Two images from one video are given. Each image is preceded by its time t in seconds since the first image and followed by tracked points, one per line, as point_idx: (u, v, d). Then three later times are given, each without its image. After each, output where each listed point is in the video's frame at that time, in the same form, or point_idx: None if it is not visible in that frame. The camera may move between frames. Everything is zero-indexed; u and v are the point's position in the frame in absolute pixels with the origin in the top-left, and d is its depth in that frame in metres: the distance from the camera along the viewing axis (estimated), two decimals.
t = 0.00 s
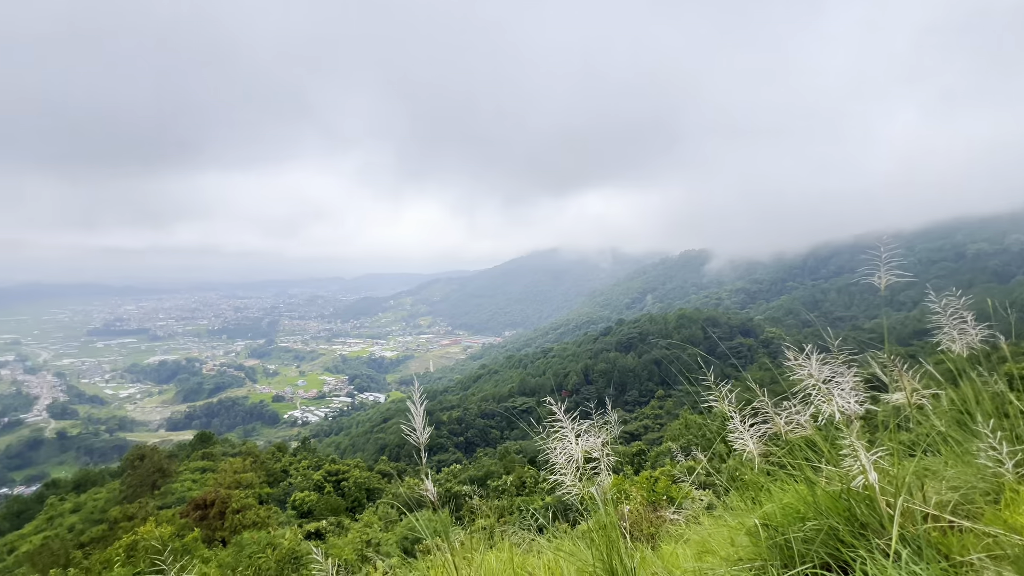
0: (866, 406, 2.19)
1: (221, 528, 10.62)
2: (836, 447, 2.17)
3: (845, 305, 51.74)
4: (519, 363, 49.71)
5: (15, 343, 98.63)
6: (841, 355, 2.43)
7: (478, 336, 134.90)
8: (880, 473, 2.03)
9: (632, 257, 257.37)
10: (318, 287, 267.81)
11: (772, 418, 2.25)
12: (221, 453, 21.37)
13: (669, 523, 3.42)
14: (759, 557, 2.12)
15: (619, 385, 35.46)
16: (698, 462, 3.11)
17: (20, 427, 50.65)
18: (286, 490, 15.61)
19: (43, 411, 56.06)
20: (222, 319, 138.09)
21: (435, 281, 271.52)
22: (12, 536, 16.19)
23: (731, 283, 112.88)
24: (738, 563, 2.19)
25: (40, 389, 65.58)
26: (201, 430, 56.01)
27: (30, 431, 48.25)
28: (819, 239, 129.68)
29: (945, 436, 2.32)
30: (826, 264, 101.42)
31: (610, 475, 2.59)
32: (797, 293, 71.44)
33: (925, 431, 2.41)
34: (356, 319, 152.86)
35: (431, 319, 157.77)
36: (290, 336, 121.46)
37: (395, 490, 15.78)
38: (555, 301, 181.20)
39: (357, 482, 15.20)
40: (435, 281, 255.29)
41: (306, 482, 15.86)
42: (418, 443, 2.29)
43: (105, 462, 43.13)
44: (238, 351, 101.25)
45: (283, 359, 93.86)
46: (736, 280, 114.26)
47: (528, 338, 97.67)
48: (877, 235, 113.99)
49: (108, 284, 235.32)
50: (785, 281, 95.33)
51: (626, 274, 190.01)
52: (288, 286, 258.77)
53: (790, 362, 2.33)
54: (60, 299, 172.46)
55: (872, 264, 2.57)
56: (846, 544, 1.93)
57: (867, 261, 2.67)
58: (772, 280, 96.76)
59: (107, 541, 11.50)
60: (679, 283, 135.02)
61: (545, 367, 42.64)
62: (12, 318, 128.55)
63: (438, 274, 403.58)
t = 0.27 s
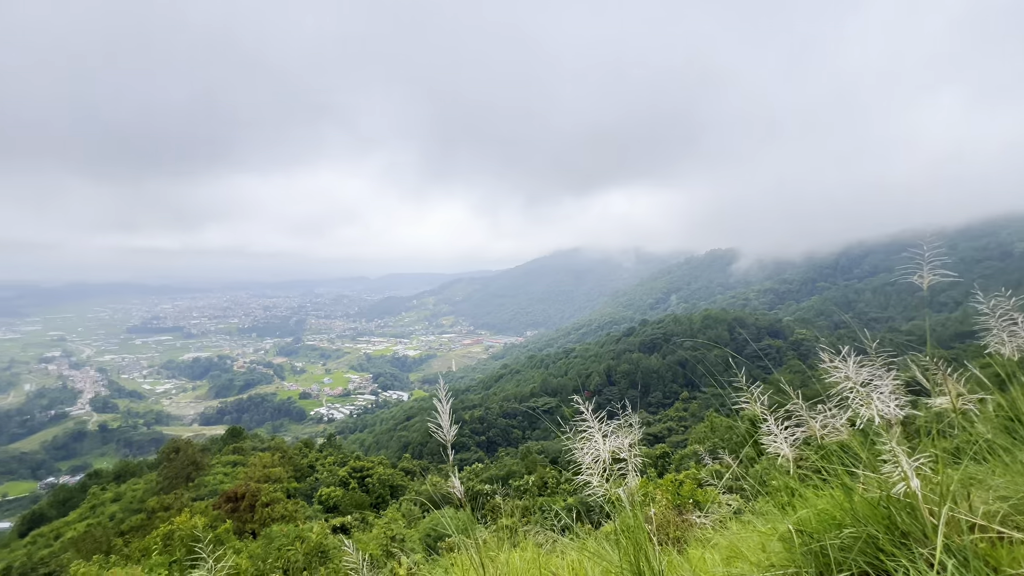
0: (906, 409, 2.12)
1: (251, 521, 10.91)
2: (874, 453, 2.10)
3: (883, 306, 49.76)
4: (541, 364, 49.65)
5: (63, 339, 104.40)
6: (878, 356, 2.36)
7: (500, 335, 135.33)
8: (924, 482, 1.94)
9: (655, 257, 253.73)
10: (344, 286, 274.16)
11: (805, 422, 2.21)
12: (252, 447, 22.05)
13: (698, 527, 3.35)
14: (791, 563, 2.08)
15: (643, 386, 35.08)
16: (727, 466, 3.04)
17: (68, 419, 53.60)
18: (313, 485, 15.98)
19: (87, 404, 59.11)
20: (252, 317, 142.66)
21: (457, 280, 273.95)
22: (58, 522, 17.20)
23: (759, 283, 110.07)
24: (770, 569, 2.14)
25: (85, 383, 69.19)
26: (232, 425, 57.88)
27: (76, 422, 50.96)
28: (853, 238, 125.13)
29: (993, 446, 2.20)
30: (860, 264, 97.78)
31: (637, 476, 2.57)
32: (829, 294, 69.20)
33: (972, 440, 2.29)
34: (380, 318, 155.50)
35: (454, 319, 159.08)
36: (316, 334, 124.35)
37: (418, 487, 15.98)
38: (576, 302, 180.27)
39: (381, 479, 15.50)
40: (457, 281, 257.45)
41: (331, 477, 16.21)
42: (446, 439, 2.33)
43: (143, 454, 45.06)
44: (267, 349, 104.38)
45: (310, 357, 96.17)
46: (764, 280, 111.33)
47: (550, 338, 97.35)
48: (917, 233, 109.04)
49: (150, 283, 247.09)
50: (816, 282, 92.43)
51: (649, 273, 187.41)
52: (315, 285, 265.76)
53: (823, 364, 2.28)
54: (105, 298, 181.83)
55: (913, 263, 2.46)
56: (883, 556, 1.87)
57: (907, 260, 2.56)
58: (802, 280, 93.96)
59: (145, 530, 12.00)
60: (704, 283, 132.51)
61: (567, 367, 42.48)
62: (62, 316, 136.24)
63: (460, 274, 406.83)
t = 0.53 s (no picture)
0: (955, 417, 2.01)
1: (281, 515, 11.20)
2: (917, 459, 2.01)
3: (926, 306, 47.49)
4: (564, 364, 49.36)
5: (106, 337, 109.80)
6: (920, 360, 2.26)
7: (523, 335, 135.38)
8: (971, 492, 1.84)
9: (681, 257, 249.00)
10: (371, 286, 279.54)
11: (845, 427, 2.13)
12: (281, 443, 22.63)
13: (728, 534, 3.26)
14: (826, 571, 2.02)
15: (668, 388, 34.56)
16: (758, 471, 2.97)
17: (110, 413, 56.24)
18: (339, 481, 16.32)
19: (128, 399, 61.92)
20: (282, 317, 146.77)
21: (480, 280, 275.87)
22: (103, 511, 18.15)
23: (790, 283, 106.78)
24: None
25: (126, 379, 72.55)
26: (263, 421, 59.61)
27: (118, 416, 53.41)
28: (892, 235, 119.87)
29: None
30: (899, 263, 93.62)
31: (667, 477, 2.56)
32: (866, 294, 66.62)
33: None
34: (404, 317, 157.63)
35: (477, 318, 160.02)
36: (343, 334, 126.97)
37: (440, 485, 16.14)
38: (599, 302, 178.82)
39: (404, 477, 15.68)
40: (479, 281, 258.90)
41: (357, 474, 16.51)
42: (474, 440, 2.35)
43: (178, 447, 46.82)
44: (296, 347, 107.20)
45: (336, 356, 98.26)
46: (795, 280, 107.95)
47: (573, 338, 96.74)
48: (962, 229, 103.43)
49: (188, 283, 258.19)
50: (851, 282, 89.09)
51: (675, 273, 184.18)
52: (342, 285, 271.93)
53: (861, 367, 2.21)
54: (146, 297, 190.50)
55: (962, 264, 2.33)
56: (927, 566, 1.79)
57: (956, 259, 2.42)
58: (835, 280, 90.74)
59: (181, 519, 12.50)
60: (731, 283, 129.44)
61: (590, 368, 42.18)
62: (106, 314, 143.38)
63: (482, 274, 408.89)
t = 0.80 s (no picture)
0: (1011, 424, 1.90)
1: (310, 509, 11.46)
2: (967, 468, 1.91)
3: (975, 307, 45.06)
4: (588, 365, 49.04)
5: (147, 335, 115.08)
6: (967, 363, 2.15)
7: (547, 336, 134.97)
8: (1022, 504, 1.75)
9: (709, 257, 243.48)
10: (397, 287, 284.35)
11: (888, 432, 2.05)
12: (310, 440, 23.19)
13: (760, 541, 3.19)
14: None
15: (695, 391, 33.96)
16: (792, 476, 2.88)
17: (151, 408, 58.94)
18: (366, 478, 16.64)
19: (167, 395, 64.67)
20: (311, 317, 150.70)
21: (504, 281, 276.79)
22: (144, 501, 18.99)
23: (824, 283, 103.06)
24: None
25: (165, 375, 75.87)
26: (293, 418, 61.26)
27: (158, 411, 55.87)
28: (935, 234, 114.19)
29: None
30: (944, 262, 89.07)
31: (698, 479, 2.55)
32: (906, 295, 63.73)
33: None
34: (429, 317, 159.51)
35: (501, 319, 160.42)
36: (369, 333, 129.38)
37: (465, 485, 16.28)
38: (623, 303, 176.85)
39: (429, 476, 15.87)
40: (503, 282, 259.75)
41: (383, 471, 16.80)
42: (502, 439, 2.36)
43: (213, 442, 48.57)
44: (324, 346, 109.88)
45: (362, 355, 100.18)
46: (830, 281, 104.16)
47: (598, 339, 95.92)
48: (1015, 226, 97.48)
49: (225, 284, 268.67)
50: (890, 282, 85.39)
51: (702, 273, 180.38)
52: (369, 286, 277.49)
53: (904, 371, 2.12)
54: (185, 297, 198.98)
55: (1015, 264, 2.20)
56: None
57: (1006, 259, 2.30)
58: (873, 281, 87.15)
59: (217, 511, 12.97)
60: (761, 284, 125.93)
61: (614, 370, 41.80)
62: (148, 313, 150.34)
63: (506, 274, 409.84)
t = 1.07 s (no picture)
0: None
1: (339, 505, 11.71)
2: None
3: None
4: (614, 367, 48.51)
5: (186, 334, 120.29)
6: None
7: (571, 337, 134.28)
8: None
9: (739, 258, 237.00)
10: (423, 288, 288.44)
11: (935, 439, 1.95)
12: (339, 438, 23.72)
13: (791, 548, 3.11)
14: None
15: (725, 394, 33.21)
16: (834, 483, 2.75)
17: (190, 404, 61.50)
18: (393, 476, 16.88)
19: (204, 392, 67.35)
20: (340, 317, 154.24)
21: (528, 281, 276.89)
22: (183, 494, 19.79)
23: (863, 284, 98.86)
24: None
25: (203, 373, 79.11)
26: (322, 416, 62.75)
27: (197, 407, 58.28)
28: (986, 232, 107.79)
29: None
30: (995, 263, 84.05)
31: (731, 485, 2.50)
32: (954, 297, 60.47)
33: None
34: (454, 318, 160.85)
35: (525, 320, 160.50)
36: (395, 334, 131.36)
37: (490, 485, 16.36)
38: (649, 304, 174.22)
39: (455, 475, 15.98)
40: (527, 283, 259.72)
41: (409, 470, 16.99)
42: (531, 436, 2.37)
43: (247, 438, 50.23)
44: (352, 346, 112.27)
45: (388, 355, 101.87)
46: (869, 282, 99.86)
47: (624, 341, 94.67)
48: None
49: (260, 286, 278.70)
50: (934, 283, 81.21)
51: (732, 274, 175.87)
52: (396, 287, 282.40)
53: (955, 376, 2.01)
54: (222, 298, 207.12)
55: None
56: None
57: None
58: (916, 282, 83.10)
59: (251, 504, 13.41)
60: (795, 285, 121.84)
61: (641, 372, 41.25)
62: (187, 313, 157.16)
63: (529, 275, 409.80)
